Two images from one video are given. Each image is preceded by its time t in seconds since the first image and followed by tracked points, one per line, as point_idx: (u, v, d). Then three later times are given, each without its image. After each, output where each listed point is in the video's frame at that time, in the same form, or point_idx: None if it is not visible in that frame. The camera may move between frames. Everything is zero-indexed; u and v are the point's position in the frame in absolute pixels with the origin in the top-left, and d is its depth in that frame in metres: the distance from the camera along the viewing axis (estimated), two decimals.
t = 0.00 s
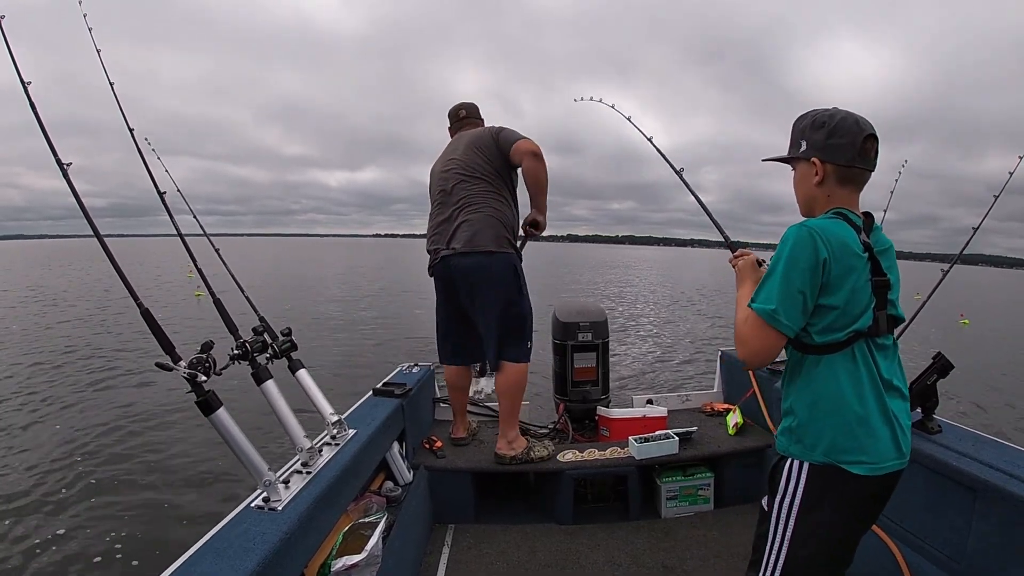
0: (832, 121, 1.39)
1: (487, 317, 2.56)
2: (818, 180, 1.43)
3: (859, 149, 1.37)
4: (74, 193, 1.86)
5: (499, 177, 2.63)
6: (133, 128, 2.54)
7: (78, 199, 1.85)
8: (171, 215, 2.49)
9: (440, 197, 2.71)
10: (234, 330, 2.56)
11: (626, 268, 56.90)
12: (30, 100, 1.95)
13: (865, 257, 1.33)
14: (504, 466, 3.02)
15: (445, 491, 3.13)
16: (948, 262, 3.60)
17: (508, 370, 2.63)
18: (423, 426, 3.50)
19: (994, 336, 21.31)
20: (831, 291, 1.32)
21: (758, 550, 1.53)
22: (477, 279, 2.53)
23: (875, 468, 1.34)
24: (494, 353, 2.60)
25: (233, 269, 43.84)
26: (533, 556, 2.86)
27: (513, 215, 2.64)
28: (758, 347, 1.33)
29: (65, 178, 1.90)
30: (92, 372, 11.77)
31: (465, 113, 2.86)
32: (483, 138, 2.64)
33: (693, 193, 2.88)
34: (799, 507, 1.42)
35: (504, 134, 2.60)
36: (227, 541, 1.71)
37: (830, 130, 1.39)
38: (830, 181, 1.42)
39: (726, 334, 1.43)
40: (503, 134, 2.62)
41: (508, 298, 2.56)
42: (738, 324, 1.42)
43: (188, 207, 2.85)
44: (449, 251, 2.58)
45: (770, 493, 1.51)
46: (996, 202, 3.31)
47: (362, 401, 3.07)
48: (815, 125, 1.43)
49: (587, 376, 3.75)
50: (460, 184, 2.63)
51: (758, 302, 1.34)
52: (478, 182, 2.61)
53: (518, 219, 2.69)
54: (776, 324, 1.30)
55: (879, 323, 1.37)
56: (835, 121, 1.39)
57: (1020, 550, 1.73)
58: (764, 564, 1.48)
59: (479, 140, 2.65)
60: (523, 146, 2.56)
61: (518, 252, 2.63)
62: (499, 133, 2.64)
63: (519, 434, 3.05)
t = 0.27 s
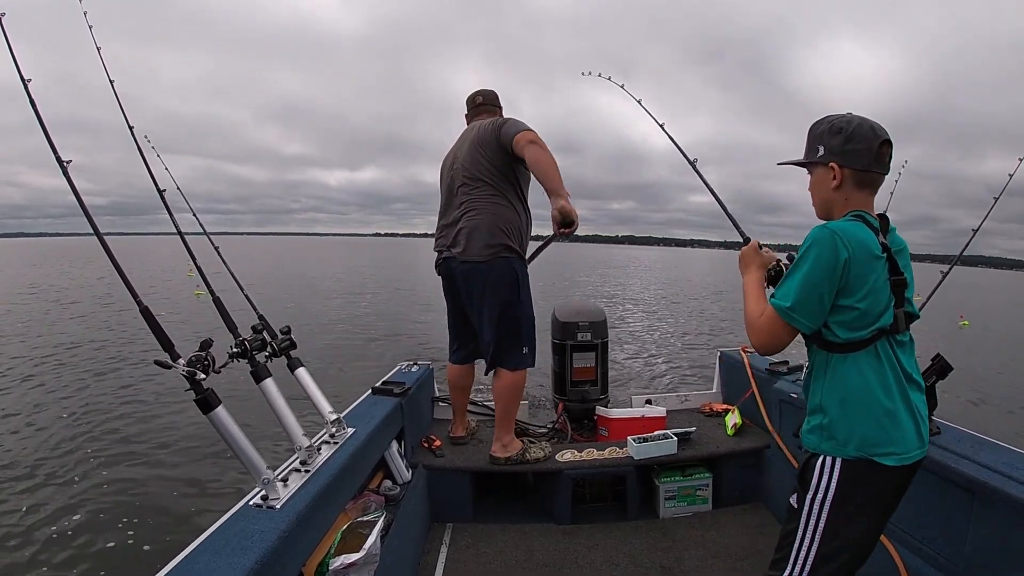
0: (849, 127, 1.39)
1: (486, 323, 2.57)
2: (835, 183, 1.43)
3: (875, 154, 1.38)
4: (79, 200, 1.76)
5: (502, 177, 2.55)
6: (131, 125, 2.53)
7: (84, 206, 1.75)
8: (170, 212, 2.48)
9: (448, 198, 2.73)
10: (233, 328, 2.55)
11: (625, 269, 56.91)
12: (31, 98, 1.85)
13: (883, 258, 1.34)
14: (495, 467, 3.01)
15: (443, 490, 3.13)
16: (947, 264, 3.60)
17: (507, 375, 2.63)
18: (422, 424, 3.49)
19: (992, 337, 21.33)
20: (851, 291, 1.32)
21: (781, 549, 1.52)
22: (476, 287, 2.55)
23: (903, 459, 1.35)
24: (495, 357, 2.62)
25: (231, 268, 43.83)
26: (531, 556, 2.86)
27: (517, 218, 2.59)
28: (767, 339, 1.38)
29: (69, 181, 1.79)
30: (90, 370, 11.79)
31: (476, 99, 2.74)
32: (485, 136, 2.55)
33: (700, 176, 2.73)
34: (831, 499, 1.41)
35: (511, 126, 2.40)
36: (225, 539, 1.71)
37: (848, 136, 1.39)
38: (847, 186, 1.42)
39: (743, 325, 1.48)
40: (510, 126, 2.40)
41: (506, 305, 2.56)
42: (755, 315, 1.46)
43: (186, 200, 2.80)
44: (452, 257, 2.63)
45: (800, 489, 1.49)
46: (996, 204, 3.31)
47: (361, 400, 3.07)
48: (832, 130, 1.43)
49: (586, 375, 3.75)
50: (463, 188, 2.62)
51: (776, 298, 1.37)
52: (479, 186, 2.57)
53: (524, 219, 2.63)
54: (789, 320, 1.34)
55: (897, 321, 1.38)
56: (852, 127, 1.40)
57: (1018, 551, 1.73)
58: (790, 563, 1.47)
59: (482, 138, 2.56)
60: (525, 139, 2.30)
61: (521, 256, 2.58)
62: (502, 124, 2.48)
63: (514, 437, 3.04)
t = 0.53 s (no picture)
0: (857, 135, 1.39)
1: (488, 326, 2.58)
2: (842, 189, 1.44)
3: (882, 163, 1.38)
4: (82, 202, 1.84)
5: (508, 175, 2.53)
6: (134, 121, 2.54)
7: (86, 205, 1.84)
8: (171, 208, 2.49)
9: (456, 193, 2.73)
10: (233, 324, 2.55)
11: (625, 269, 56.89)
12: (38, 104, 1.93)
13: (892, 259, 1.35)
14: (492, 467, 3.01)
15: (441, 488, 3.13)
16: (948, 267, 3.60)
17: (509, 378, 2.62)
18: (420, 422, 3.49)
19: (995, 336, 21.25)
20: (864, 292, 1.33)
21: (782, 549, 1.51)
22: (480, 288, 2.57)
23: (919, 454, 1.36)
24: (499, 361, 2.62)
25: (232, 268, 43.89)
26: (527, 555, 2.86)
27: (523, 219, 2.57)
28: (778, 335, 1.37)
29: (70, 178, 1.87)
30: (90, 369, 11.83)
31: (487, 90, 2.71)
32: (492, 131, 2.52)
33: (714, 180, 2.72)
34: (846, 497, 1.40)
35: (519, 124, 2.37)
36: (222, 534, 1.71)
37: (856, 143, 1.39)
38: (853, 193, 1.42)
39: (752, 327, 1.47)
40: (518, 124, 2.38)
41: (509, 311, 2.56)
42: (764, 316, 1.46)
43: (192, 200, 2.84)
44: (458, 255, 2.65)
45: (813, 487, 1.47)
46: (996, 206, 3.30)
47: (360, 396, 3.07)
48: (840, 137, 1.43)
49: (584, 375, 3.75)
50: (470, 185, 2.62)
51: (789, 297, 1.37)
52: (485, 183, 2.56)
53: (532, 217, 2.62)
54: (802, 318, 1.34)
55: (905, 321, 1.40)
56: (860, 136, 1.40)
57: (1014, 557, 1.73)
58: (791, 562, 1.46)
59: (488, 133, 2.53)
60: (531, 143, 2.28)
61: (526, 256, 2.56)
62: (510, 119, 2.45)
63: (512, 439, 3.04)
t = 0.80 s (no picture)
0: (845, 132, 1.39)
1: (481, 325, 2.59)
2: (829, 186, 1.43)
3: (870, 160, 1.38)
4: (86, 200, 1.85)
5: (503, 171, 2.53)
6: (137, 122, 2.55)
7: (86, 199, 1.84)
8: (174, 206, 2.50)
9: (451, 185, 2.73)
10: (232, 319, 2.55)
11: (627, 270, 56.87)
12: (40, 97, 1.92)
13: (876, 259, 1.35)
14: (489, 467, 3.02)
15: (438, 486, 3.13)
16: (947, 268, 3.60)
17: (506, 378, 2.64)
18: (418, 419, 3.49)
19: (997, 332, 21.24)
20: (847, 292, 1.33)
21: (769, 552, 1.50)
22: (475, 287, 2.57)
23: (894, 460, 1.35)
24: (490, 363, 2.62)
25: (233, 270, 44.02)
26: (524, 554, 2.86)
27: (518, 216, 2.58)
28: (776, 351, 1.33)
29: (71, 171, 1.88)
30: (92, 377, 11.86)
31: (485, 82, 2.70)
32: (489, 125, 2.52)
33: (687, 177, 2.78)
34: (822, 500, 1.40)
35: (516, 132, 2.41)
36: (219, 529, 1.71)
37: (845, 139, 1.39)
38: (840, 190, 1.42)
39: (745, 341, 1.44)
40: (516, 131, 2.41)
41: (501, 309, 2.55)
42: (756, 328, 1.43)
43: (193, 200, 2.86)
44: (451, 250, 2.66)
45: (788, 490, 1.47)
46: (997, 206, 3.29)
47: (359, 393, 3.07)
48: (829, 133, 1.43)
49: (583, 375, 3.75)
50: (464, 178, 2.61)
51: (775, 300, 1.35)
52: (480, 177, 2.56)
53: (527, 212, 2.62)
54: (793, 322, 1.31)
55: (888, 324, 1.39)
56: (849, 132, 1.40)
57: (1012, 559, 1.73)
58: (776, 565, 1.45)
59: (485, 127, 2.53)
60: (534, 164, 2.37)
61: (519, 253, 2.56)
62: (510, 119, 2.46)
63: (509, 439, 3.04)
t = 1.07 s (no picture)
0: (825, 125, 1.39)
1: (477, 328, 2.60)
2: (810, 182, 1.44)
3: (851, 153, 1.38)
4: (86, 201, 1.84)
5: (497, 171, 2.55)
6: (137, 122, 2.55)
7: (85, 199, 1.83)
8: (175, 209, 2.51)
9: (441, 186, 2.73)
10: (233, 320, 2.55)
11: (627, 270, 56.82)
12: (40, 101, 1.92)
13: (860, 259, 1.35)
14: (491, 466, 3.03)
15: (439, 486, 3.13)
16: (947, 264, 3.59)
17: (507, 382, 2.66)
18: (420, 421, 3.49)
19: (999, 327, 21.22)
20: (832, 293, 1.32)
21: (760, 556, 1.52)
22: (470, 287, 2.57)
23: (873, 467, 1.35)
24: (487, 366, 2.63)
25: (234, 274, 44.00)
26: (526, 553, 2.86)
27: (513, 216, 2.59)
28: (773, 360, 1.30)
29: (71, 172, 1.87)
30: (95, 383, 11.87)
31: (474, 83, 2.71)
32: (480, 126, 2.54)
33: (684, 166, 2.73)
34: (799, 507, 1.41)
35: (517, 151, 2.49)
36: (222, 531, 1.72)
37: (824, 134, 1.39)
38: (821, 185, 1.42)
39: (734, 348, 1.40)
40: (518, 151, 2.48)
41: (497, 311, 2.56)
42: (743, 335, 1.40)
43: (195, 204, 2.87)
44: (444, 250, 2.65)
45: (769, 497, 1.50)
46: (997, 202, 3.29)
47: (361, 394, 3.07)
48: (809, 128, 1.42)
49: (584, 374, 3.75)
50: (456, 177, 2.61)
51: (762, 305, 1.33)
52: (471, 176, 2.56)
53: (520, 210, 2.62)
54: (785, 326, 1.29)
55: (873, 324, 1.39)
56: (829, 125, 1.39)
57: (1014, 555, 1.73)
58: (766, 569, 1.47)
59: (476, 126, 2.55)
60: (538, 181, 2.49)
61: (514, 252, 2.58)
62: (510, 133, 2.50)
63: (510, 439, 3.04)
